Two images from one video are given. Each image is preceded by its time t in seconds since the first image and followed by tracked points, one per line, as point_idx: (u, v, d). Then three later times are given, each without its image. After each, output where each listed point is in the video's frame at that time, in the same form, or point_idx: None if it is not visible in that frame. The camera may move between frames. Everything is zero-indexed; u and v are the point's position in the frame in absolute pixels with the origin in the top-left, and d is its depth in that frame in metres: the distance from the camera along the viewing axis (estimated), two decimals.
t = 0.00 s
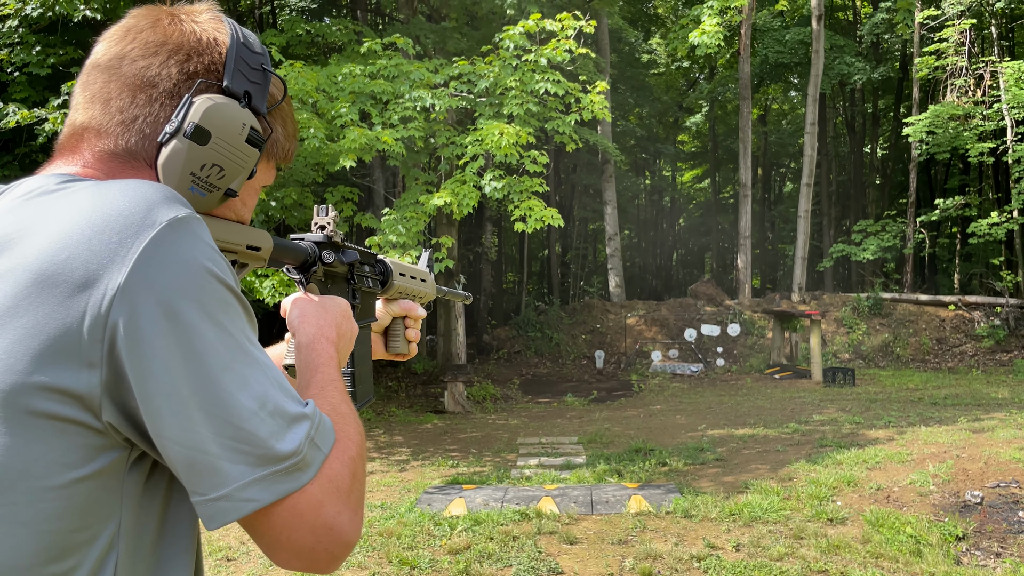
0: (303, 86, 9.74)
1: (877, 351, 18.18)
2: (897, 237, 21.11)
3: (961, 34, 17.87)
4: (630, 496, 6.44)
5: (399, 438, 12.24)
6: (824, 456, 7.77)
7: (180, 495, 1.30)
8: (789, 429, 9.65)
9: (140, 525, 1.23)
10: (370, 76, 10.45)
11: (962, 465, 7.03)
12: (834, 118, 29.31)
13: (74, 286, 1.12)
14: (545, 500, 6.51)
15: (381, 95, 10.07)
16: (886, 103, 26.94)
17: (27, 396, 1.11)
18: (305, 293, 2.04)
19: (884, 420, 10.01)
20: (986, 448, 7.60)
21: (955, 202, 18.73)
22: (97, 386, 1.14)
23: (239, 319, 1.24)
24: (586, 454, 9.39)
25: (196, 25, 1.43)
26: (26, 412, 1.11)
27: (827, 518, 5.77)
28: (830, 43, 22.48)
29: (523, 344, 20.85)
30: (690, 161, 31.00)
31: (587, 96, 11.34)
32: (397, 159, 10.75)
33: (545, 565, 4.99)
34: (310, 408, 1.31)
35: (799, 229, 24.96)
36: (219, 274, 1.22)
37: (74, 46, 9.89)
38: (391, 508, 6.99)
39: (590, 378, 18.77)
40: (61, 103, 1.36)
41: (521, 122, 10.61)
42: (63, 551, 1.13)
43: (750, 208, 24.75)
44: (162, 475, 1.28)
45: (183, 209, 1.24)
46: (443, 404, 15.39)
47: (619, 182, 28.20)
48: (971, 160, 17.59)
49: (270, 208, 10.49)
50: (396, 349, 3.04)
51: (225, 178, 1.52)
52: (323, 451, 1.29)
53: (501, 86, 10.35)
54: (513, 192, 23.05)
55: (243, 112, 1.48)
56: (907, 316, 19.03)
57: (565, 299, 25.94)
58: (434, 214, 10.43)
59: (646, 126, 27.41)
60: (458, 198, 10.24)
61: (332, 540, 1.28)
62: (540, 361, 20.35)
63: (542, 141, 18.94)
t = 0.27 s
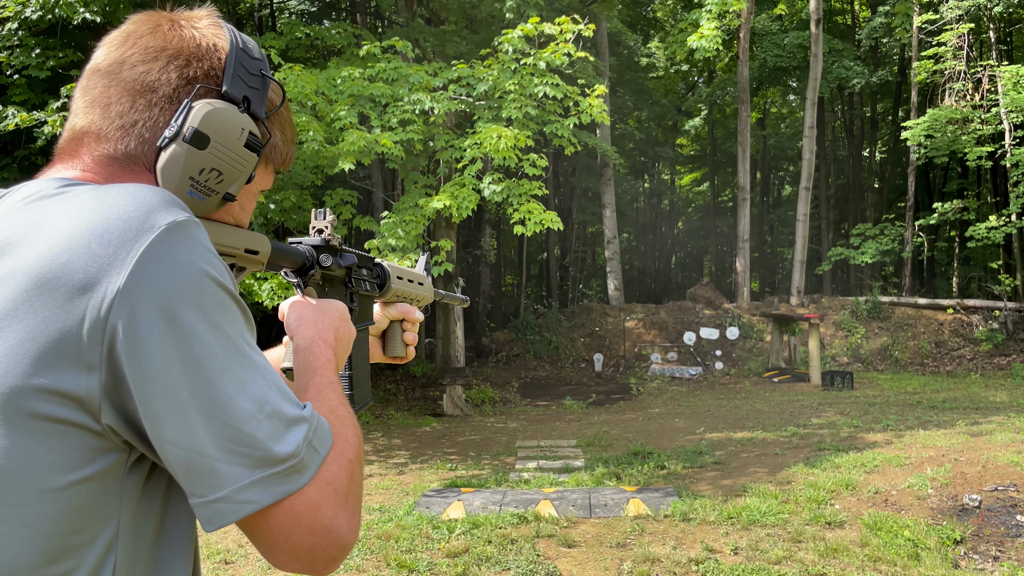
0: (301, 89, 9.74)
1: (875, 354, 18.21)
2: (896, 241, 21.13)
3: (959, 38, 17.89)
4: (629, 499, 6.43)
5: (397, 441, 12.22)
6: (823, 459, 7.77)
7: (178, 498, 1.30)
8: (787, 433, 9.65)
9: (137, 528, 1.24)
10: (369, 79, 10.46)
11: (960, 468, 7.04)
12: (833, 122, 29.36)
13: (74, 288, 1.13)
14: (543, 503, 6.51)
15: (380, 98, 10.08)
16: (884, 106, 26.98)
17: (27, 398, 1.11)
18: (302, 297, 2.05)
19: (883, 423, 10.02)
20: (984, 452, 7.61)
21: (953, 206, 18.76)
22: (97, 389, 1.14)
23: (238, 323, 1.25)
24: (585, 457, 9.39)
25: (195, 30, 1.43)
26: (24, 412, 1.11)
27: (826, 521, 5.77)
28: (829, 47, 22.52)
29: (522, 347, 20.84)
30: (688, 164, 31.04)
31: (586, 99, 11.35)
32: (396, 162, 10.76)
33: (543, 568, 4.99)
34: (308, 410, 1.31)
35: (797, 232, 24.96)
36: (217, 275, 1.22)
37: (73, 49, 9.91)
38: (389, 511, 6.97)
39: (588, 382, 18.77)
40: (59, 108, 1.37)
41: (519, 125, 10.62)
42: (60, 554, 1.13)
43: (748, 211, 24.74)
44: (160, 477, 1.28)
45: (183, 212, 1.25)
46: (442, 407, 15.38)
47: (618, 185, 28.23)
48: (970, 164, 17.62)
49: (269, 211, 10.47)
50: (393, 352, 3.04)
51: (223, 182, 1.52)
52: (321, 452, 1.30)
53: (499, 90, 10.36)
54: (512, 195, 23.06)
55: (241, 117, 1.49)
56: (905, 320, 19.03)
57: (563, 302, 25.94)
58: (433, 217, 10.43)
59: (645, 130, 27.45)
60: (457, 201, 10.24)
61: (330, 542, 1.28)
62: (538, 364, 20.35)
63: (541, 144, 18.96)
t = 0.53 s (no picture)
0: (301, 92, 9.74)
1: (874, 357, 18.24)
2: (893, 244, 21.16)
3: (957, 42, 17.94)
4: (627, 502, 6.43)
5: (396, 444, 12.21)
6: (820, 462, 7.78)
7: (177, 503, 1.31)
8: (785, 436, 9.67)
9: (137, 532, 1.24)
10: (368, 83, 10.47)
11: (958, 471, 7.05)
12: (831, 125, 29.41)
13: (74, 294, 1.14)
14: (542, 506, 6.50)
15: (379, 101, 10.09)
16: (882, 110, 27.04)
17: (26, 403, 1.12)
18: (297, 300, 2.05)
19: (881, 426, 10.03)
20: (982, 455, 7.62)
21: (951, 209, 18.80)
22: (94, 394, 1.15)
23: (238, 326, 1.25)
24: (583, 460, 9.39)
25: (195, 36, 1.45)
26: (24, 417, 1.12)
27: (824, 524, 5.78)
28: (826, 50, 22.57)
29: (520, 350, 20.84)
30: (687, 167, 31.07)
31: (584, 103, 11.36)
32: (395, 165, 10.77)
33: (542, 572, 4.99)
34: (309, 415, 1.32)
35: (796, 235, 24.99)
36: (216, 278, 1.23)
37: (72, 52, 9.92)
38: (387, 514, 6.97)
39: (586, 384, 18.77)
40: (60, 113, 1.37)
41: (518, 129, 10.62)
42: (60, 557, 1.14)
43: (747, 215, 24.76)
44: (160, 481, 1.29)
45: (181, 217, 1.25)
46: (440, 410, 15.37)
47: (617, 188, 28.28)
48: (967, 167, 17.65)
49: (268, 214, 10.48)
50: (390, 356, 3.05)
51: (221, 186, 1.52)
52: (322, 457, 1.30)
53: (498, 93, 10.37)
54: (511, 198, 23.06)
55: (240, 122, 1.50)
56: (903, 323, 19.04)
57: (562, 305, 25.94)
58: (432, 220, 10.44)
59: (643, 133, 27.49)
60: (456, 204, 10.25)
61: (330, 548, 1.28)
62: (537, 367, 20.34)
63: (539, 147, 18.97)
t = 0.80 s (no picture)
0: (299, 95, 9.74)
1: (872, 359, 18.27)
2: (892, 245, 21.17)
3: (954, 44, 18.02)
4: (626, 504, 6.43)
5: (394, 446, 12.20)
6: (819, 463, 7.80)
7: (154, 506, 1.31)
8: (784, 437, 9.69)
9: (111, 536, 1.24)
10: (366, 85, 10.47)
11: (956, 472, 7.06)
12: (829, 127, 29.46)
13: (40, 299, 1.14)
14: (540, 508, 6.50)
15: (377, 104, 10.09)
16: (880, 112, 27.09)
17: None
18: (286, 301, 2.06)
19: (879, 428, 10.04)
20: (980, 457, 7.63)
21: (949, 211, 18.83)
22: (61, 401, 1.15)
23: (211, 329, 1.25)
24: (582, 462, 9.39)
25: (160, 22, 1.42)
26: None
27: (822, 526, 5.78)
28: (825, 52, 22.62)
29: (519, 352, 20.83)
30: (685, 169, 31.10)
31: (583, 105, 11.37)
32: (393, 168, 10.77)
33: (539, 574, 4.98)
34: (286, 417, 1.32)
35: (794, 237, 25.01)
36: (187, 280, 1.22)
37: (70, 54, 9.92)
38: (386, 516, 6.96)
39: (585, 386, 18.77)
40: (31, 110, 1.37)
41: (516, 131, 10.63)
42: (33, 564, 1.15)
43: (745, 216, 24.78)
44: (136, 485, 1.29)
45: (150, 216, 1.24)
46: (439, 412, 15.36)
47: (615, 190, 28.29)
48: (965, 169, 17.70)
49: (266, 216, 10.48)
50: (382, 369, 3.05)
51: (202, 179, 1.53)
52: (300, 461, 1.30)
53: (496, 95, 10.39)
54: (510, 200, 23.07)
55: (216, 111, 1.49)
56: (902, 324, 19.06)
57: (561, 307, 25.94)
58: (430, 222, 10.44)
59: (642, 135, 27.52)
60: (454, 206, 10.26)
61: (310, 553, 1.29)
62: (535, 369, 20.33)
63: (538, 149, 18.98)
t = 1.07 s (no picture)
0: (297, 96, 9.73)
1: (870, 360, 18.28)
2: (890, 246, 21.17)
3: (951, 45, 18.05)
4: (624, 505, 6.43)
5: (393, 448, 12.19)
6: (817, 464, 7.80)
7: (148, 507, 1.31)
8: (782, 438, 9.69)
9: (105, 538, 1.24)
10: (364, 87, 10.47)
11: (954, 473, 7.07)
12: (826, 128, 29.50)
13: (33, 301, 1.14)
14: (539, 509, 6.50)
15: (375, 105, 10.09)
16: (877, 113, 27.15)
17: None
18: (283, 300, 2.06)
19: (877, 429, 10.06)
20: (977, 457, 7.65)
21: (946, 212, 18.85)
22: (55, 402, 1.15)
23: (205, 331, 1.26)
24: (581, 463, 9.39)
25: (156, 24, 1.42)
26: None
27: (821, 526, 5.79)
28: (822, 54, 22.65)
29: (517, 353, 20.82)
30: (683, 171, 31.12)
31: (581, 106, 11.38)
32: (391, 169, 10.77)
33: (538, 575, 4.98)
34: (281, 419, 1.32)
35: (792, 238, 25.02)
36: (181, 283, 1.23)
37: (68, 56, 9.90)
38: (385, 518, 6.95)
39: (583, 388, 18.76)
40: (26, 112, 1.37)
41: (515, 132, 10.63)
42: (28, 565, 1.15)
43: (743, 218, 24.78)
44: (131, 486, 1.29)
45: (145, 218, 1.25)
46: (437, 414, 15.34)
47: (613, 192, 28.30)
48: (962, 170, 17.73)
49: (264, 217, 10.47)
50: (380, 361, 3.06)
51: (196, 182, 1.52)
52: (294, 462, 1.31)
53: (494, 97, 10.40)
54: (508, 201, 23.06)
55: (211, 114, 1.48)
56: (900, 325, 19.07)
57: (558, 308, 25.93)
58: (428, 223, 10.45)
59: (640, 136, 27.53)
60: (452, 208, 10.26)
61: (304, 554, 1.29)
62: (534, 370, 20.31)
63: (536, 150, 18.98)
